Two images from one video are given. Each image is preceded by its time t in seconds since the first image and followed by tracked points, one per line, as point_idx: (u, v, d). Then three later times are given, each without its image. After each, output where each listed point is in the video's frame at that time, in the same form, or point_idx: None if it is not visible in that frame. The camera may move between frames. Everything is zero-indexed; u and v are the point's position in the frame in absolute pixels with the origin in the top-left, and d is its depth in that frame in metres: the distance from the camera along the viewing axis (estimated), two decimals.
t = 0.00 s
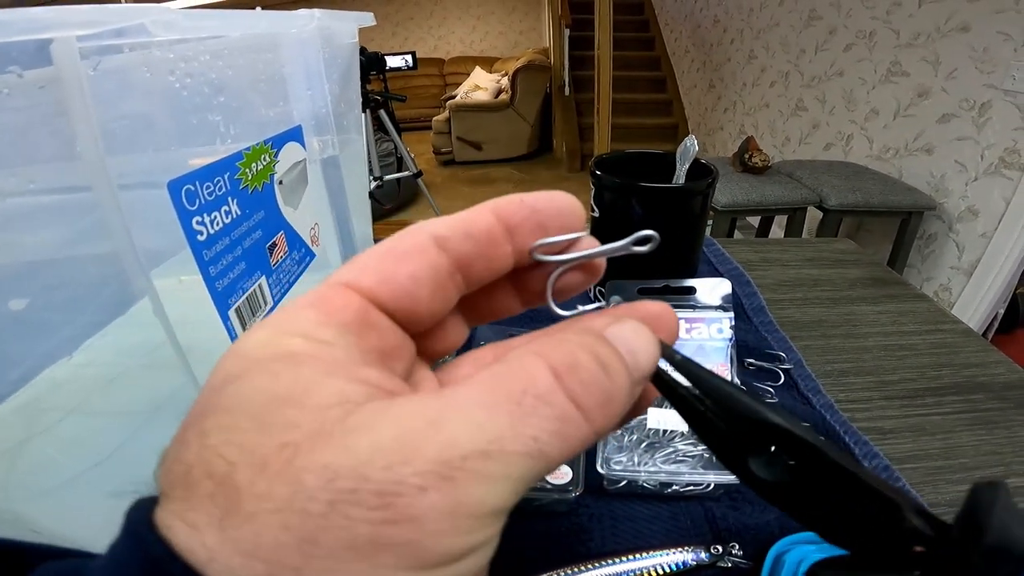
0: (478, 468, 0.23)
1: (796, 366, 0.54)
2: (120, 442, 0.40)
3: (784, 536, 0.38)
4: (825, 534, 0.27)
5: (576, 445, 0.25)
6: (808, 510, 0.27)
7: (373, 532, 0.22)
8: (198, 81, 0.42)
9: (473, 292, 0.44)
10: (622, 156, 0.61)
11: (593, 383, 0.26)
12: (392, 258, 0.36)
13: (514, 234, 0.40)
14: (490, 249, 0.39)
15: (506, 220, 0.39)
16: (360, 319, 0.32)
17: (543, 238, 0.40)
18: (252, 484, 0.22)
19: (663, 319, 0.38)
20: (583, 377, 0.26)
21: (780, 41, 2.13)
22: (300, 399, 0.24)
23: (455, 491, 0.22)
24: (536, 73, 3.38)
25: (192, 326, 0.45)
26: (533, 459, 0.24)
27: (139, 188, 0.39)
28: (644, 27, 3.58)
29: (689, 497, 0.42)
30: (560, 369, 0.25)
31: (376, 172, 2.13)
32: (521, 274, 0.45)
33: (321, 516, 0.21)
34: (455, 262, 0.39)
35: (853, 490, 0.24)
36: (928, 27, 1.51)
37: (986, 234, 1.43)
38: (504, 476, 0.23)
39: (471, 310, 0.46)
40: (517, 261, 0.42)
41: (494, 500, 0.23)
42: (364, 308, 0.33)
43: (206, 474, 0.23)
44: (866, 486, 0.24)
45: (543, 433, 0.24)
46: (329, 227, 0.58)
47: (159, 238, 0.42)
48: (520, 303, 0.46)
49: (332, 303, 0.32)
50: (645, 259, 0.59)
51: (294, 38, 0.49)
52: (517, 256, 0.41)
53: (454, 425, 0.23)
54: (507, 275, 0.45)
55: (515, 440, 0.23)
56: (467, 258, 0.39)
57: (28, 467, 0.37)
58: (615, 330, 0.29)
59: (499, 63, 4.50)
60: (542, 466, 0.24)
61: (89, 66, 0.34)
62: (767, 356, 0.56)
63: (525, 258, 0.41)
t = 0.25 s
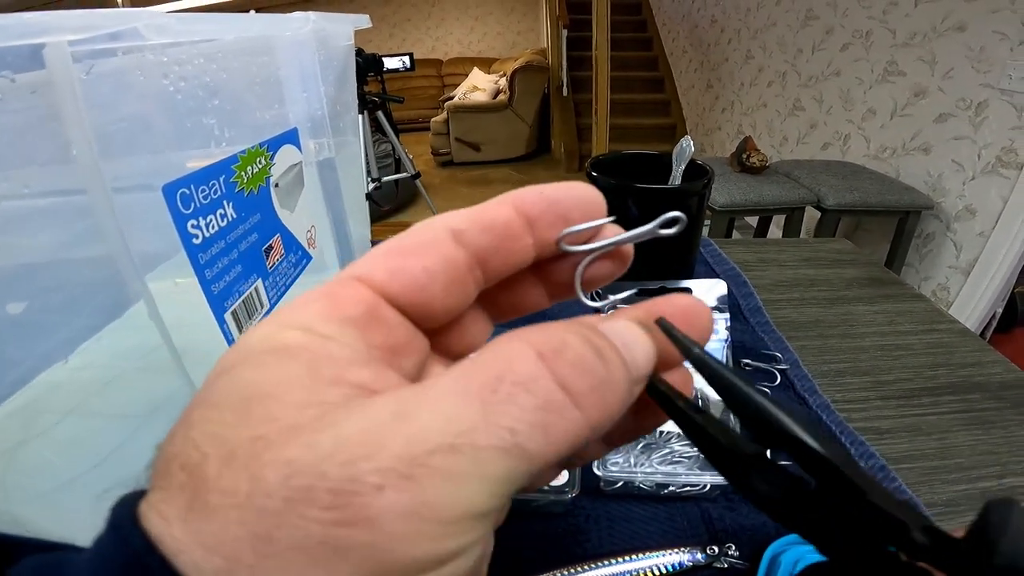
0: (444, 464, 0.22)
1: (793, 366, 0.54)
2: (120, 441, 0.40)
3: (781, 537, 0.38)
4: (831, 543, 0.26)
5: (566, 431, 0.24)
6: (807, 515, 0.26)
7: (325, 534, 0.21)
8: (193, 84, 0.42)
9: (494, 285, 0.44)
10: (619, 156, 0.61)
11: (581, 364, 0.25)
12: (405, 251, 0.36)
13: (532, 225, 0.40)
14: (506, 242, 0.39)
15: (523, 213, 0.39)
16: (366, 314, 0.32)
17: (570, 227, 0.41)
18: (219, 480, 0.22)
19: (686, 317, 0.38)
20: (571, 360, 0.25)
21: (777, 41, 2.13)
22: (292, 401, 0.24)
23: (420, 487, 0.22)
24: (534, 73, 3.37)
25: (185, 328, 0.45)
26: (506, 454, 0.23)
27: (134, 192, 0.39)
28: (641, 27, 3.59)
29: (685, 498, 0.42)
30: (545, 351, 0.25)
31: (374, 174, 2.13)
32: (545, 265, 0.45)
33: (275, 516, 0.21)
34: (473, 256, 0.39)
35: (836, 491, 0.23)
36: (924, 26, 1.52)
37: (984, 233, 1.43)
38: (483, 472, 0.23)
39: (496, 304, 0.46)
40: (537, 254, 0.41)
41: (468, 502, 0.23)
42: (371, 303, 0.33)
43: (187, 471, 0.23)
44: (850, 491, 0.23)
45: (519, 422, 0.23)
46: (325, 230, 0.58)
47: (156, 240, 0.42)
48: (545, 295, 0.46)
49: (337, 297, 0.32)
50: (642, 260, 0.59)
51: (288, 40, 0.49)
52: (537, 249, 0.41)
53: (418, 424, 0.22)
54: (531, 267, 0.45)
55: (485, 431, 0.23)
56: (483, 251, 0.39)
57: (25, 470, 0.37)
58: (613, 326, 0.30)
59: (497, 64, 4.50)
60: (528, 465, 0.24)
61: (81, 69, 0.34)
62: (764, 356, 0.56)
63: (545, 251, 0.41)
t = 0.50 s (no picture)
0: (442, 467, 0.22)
1: (790, 369, 0.54)
2: (121, 446, 0.41)
3: (778, 539, 0.38)
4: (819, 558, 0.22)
5: (571, 437, 0.25)
6: (790, 519, 0.22)
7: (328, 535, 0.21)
8: (191, 91, 0.42)
9: (506, 285, 0.45)
10: (617, 160, 0.62)
11: (586, 370, 0.26)
12: (421, 248, 0.36)
13: (545, 225, 0.40)
14: (518, 241, 0.39)
15: (538, 212, 0.40)
16: (374, 309, 0.32)
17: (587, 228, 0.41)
18: (221, 474, 0.23)
19: (693, 323, 0.39)
20: (578, 367, 0.26)
21: (775, 42, 2.14)
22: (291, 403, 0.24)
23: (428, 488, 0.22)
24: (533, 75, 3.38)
25: (182, 331, 0.45)
26: (512, 461, 0.23)
27: (135, 198, 0.39)
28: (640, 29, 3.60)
29: (683, 501, 0.42)
30: (553, 358, 0.25)
31: (374, 176, 2.14)
32: (559, 263, 0.45)
33: (278, 514, 0.21)
34: (485, 255, 0.39)
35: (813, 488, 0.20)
36: (922, 27, 1.52)
37: (983, 234, 1.43)
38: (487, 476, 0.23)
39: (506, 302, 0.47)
40: (550, 254, 0.42)
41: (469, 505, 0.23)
42: (380, 298, 0.33)
43: (188, 465, 0.23)
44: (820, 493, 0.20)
45: (526, 429, 0.23)
46: (325, 234, 0.59)
47: (158, 245, 0.42)
48: (557, 294, 0.47)
49: (346, 292, 0.32)
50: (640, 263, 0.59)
51: (286, 45, 0.49)
52: (550, 249, 0.41)
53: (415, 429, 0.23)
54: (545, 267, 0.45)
55: (492, 437, 0.23)
56: (496, 250, 0.39)
57: (27, 477, 0.38)
58: (608, 341, 0.30)
59: (496, 66, 4.51)
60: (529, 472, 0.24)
61: (81, 76, 0.35)
62: (761, 359, 0.57)
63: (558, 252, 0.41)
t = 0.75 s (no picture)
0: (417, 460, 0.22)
1: (788, 371, 0.55)
2: (122, 445, 0.41)
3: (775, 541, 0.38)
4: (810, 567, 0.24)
5: (540, 426, 0.24)
6: (791, 534, 0.24)
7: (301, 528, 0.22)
8: (190, 92, 0.42)
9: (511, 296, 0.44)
10: (616, 162, 0.62)
11: (556, 358, 0.25)
12: (422, 259, 0.37)
13: (552, 238, 0.39)
14: (524, 253, 0.39)
15: (543, 225, 0.39)
16: (375, 316, 0.33)
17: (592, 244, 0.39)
18: (221, 472, 0.23)
19: (693, 346, 0.38)
20: (545, 356, 0.24)
21: (775, 43, 2.14)
22: (289, 404, 0.25)
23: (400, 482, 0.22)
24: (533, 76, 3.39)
25: (178, 331, 0.46)
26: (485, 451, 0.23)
27: (133, 199, 0.39)
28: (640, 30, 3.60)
29: (682, 502, 0.42)
30: (520, 348, 0.24)
31: (374, 177, 2.14)
32: (565, 278, 0.44)
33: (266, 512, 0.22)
34: (489, 267, 0.38)
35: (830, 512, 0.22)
36: (921, 28, 1.52)
37: (982, 236, 1.43)
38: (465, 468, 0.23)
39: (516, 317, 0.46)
40: (554, 269, 0.40)
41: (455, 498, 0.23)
42: (382, 306, 0.34)
43: (189, 465, 0.24)
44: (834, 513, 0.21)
45: (492, 417, 0.23)
46: (324, 236, 0.59)
47: (157, 247, 0.42)
48: (563, 309, 0.45)
49: (347, 299, 0.33)
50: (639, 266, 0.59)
51: (285, 46, 0.49)
52: (555, 262, 0.40)
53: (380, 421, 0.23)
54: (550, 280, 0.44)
55: (460, 427, 0.23)
56: (499, 262, 0.38)
57: (27, 479, 0.38)
58: (608, 324, 0.28)
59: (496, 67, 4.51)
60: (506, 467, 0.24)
61: (79, 78, 0.35)
62: (759, 361, 0.57)
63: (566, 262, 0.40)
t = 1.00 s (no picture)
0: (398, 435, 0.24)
1: (786, 370, 0.54)
2: (117, 446, 0.41)
3: (773, 542, 0.38)
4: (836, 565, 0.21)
5: (514, 414, 0.25)
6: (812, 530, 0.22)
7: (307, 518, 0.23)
8: (183, 94, 0.42)
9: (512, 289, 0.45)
10: (613, 162, 0.62)
11: (533, 351, 0.26)
12: (418, 256, 0.40)
13: (542, 228, 0.41)
14: (516, 245, 0.41)
15: (537, 218, 0.41)
16: (371, 314, 0.36)
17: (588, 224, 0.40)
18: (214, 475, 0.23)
19: (699, 316, 0.38)
20: (520, 350, 0.26)
21: (772, 43, 2.14)
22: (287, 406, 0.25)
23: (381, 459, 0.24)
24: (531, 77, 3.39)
25: (171, 335, 0.46)
26: (463, 429, 0.24)
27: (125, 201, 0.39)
28: (637, 30, 3.60)
29: (679, 503, 0.42)
30: (496, 342, 0.26)
31: (372, 179, 2.13)
32: (567, 267, 0.45)
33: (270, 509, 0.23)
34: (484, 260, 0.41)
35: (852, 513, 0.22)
36: (918, 28, 1.53)
37: (980, 235, 1.42)
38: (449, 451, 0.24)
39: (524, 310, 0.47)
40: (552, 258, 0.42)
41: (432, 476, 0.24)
42: (379, 306, 0.37)
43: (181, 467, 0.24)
44: (859, 511, 0.20)
45: (468, 400, 0.24)
46: (320, 238, 0.59)
47: (151, 249, 0.42)
48: (569, 297, 0.46)
49: (347, 300, 0.36)
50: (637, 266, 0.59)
51: (281, 48, 0.49)
52: (551, 251, 0.42)
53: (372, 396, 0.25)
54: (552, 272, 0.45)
55: (437, 405, 0.24)
56: (494, 255, 0.41)
57: (20, 479, 0.38)
58: (597, 317, 0.28)
59: (494, 68, 4.51)
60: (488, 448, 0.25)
61: (70, 80, 0.34)
62: (757, 361, 0.56)
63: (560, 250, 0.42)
